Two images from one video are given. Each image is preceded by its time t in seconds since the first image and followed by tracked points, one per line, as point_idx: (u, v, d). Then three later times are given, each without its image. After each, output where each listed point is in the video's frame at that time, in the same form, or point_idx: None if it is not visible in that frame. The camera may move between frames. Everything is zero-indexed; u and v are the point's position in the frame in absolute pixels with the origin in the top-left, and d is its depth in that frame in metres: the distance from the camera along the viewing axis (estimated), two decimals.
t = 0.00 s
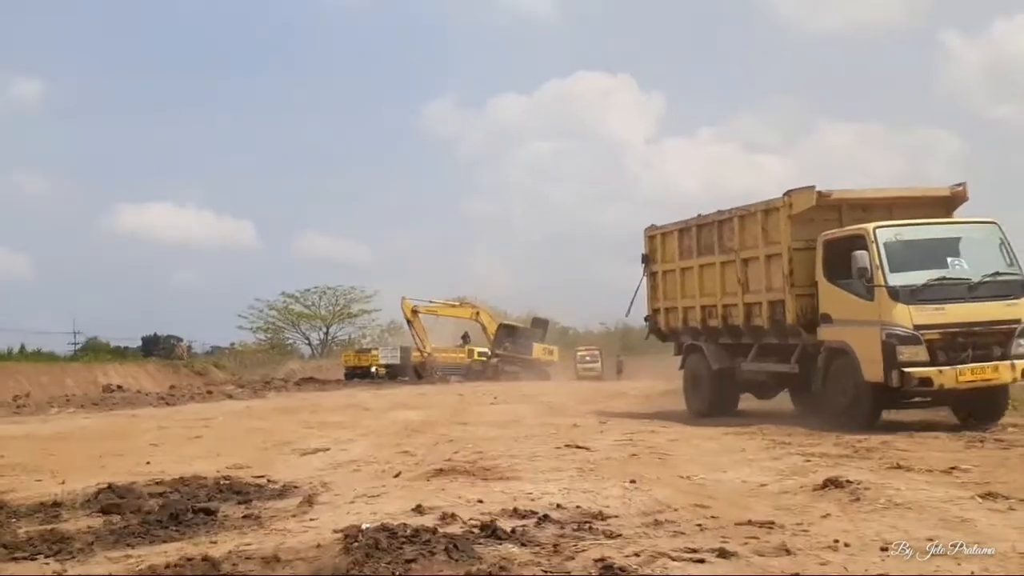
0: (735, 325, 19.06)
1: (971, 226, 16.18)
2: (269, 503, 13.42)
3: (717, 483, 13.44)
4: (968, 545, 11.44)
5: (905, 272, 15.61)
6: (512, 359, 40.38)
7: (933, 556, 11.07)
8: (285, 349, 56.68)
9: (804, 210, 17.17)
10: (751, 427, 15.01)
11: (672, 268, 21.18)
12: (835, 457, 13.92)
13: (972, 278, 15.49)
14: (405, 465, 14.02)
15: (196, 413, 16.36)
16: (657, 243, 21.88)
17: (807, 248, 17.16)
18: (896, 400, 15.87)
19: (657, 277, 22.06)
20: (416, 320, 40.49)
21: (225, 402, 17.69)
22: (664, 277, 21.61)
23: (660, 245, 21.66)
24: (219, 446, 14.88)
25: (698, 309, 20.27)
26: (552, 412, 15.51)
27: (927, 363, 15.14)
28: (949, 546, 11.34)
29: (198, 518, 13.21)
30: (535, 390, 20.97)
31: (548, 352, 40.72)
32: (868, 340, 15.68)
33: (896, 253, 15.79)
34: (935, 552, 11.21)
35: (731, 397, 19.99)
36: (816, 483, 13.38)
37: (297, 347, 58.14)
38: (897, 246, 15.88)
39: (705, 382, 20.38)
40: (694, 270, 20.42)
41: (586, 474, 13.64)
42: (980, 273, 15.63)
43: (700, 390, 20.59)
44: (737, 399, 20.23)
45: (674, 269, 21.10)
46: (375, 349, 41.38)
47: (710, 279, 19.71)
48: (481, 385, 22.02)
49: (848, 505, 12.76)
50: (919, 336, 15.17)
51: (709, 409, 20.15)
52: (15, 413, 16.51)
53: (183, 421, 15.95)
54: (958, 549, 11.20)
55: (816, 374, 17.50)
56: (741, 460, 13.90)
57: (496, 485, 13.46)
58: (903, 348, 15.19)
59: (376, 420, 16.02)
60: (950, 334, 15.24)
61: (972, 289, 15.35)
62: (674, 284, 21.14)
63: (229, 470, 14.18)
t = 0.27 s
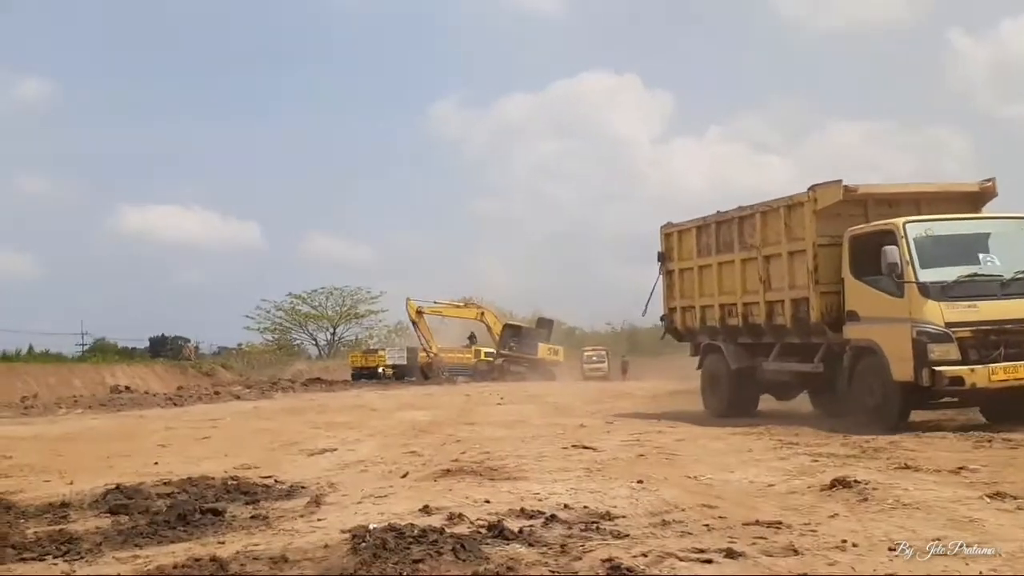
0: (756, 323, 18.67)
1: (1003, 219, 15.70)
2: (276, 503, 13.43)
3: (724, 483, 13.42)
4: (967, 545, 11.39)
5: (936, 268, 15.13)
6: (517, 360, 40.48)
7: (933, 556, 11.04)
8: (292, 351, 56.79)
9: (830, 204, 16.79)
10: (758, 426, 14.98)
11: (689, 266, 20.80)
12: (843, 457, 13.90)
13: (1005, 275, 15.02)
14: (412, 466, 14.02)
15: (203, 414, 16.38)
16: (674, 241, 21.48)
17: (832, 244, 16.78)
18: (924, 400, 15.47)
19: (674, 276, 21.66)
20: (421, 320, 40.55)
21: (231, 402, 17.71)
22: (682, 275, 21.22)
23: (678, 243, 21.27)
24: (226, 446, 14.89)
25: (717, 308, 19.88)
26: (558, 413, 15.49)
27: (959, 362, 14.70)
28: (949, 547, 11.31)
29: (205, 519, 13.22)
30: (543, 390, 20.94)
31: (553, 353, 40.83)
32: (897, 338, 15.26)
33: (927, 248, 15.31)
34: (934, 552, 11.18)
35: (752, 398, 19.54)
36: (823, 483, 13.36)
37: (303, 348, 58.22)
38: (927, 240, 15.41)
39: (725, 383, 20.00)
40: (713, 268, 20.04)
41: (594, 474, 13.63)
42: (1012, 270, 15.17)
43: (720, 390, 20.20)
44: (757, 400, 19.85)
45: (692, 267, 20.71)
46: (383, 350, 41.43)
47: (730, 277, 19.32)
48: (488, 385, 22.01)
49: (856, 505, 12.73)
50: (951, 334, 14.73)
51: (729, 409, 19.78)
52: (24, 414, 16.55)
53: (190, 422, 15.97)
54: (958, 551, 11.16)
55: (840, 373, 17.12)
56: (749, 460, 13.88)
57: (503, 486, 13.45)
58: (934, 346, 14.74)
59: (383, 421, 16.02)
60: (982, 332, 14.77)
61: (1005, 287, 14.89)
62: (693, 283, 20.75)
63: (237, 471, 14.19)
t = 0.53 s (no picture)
0: (781, 316, 18.30)
1: None
2: (287, 499, 13.45)
3: (734, 477, 13.41)
4: (971, 545, 11.18)
5: (971, 260, 14.79)
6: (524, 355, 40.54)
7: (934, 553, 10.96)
8: (302, 346, 56.93)
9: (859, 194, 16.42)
10: (768, 420, 14.95)
11: (711, 257, 20.39)
12: (854, 451, 13.87)
13: None
14: (422, 461, 14.03)
15: (213, 410, 16.41)
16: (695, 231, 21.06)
17: (861, 235, 16.42)
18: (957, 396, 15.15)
19: (694, 267, 21.25)
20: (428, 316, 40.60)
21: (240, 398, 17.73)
22: (703, 267, 20.81)
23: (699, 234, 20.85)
24: (237, 442, 14.91)
25: (740, 300, 19.48)
26: (566, 407, 15.49)
27: (995, 356, 14.38)
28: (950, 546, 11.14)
29: (216, 514, 13.25)
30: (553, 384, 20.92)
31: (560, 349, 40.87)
32: (931, 333, 14.96)
33: (963, 240, 14.96)
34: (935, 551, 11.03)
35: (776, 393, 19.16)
36: (834, 477, 13.34)
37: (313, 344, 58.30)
38: (962, 231, 15.06)
39: (747, 376, 19.64)
40: (736, 259, 19.64)
41: (603, 469, 13.63)
42: None
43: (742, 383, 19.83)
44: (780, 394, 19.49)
45: (714, 258, 20.30)
46: (393, 346, 41.47)
47: (754, 269, 18.93)
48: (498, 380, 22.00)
49: (866, 499, 12.70)
50: (986, 328, 14.41)
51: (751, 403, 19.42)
52: (34, 411, 16.59)
53: (200, 418, 15.99)
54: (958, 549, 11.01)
55: (868, 367, 16.76)
56: (759, 454, 13.86)
57: (513, 481, 13.46)
58: (969, 341, 14.44)
59: (391, 416, 16.03)
60: (1018, 326, 14.43)
61: None
62: (714, 274, 20.35)
63: (247, 467, 14.21)
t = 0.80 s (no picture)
0: (811, 313, 17.32)
1: None
2: (286, 502, 12.98)
3: (749, 480, 12.94)
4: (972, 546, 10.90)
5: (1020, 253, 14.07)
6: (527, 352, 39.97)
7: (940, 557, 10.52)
8: (303, 344, 56.47)
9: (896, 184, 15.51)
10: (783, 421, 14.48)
11: (734, 249, 19.30)
12: (873, 453, 13.40)
13: None
14: (425, 463, 13.57)
15: (210, 410, 15.95)
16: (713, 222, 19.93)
17: (899, 227, 15.52)
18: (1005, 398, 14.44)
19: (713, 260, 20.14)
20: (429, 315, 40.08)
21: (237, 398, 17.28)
22: (724, 260, 19.71)
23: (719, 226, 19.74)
24: (234, 443, 14.46)
25: (765, 296, 18.45)
26: (574, 408, 15.02)
27: None
28: (950, 546, 10.85)
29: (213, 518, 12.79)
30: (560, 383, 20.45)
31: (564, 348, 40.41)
32: (978, 330, 14.23)
33: (1011, 232, 14.24)
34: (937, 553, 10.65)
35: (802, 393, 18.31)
36: (852, 480, 12.86)
37: (314, 342, 57.84)
38: (1010, 223, 14.34)
39: (774, 375, 18.67)
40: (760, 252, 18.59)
41: (613, 471, 13.16)
42: None
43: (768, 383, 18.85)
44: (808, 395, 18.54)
45: (736, 251, 19.22)
46: (394, 343, 41.01)
47: (780, 261, 17.90)
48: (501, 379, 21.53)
49: (887, 503, 12.22)
50: None
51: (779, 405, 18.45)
52: (26, 411, 16.13)
53: (196, 418, 15.54)
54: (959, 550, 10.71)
55: (906, 367, 15.94)
56: (774, 456, 13.39)
57: (520, 483, 12.99)
58: (1017, 339, 13.74)
59: (393, 416, 15.58)
60: None
61: None
62: (736, 268, 19.27)
63: (246, 468, 13.76)
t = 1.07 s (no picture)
0: (841, 312, 16.21)
1: None
2: (281, 510, 12.44)
3: (764, 488, 12.39)
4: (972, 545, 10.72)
5: None
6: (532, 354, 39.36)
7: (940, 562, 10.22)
8: (301, 344, 55.92)
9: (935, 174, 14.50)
10: (798, 427, 13.94)
11: (758, 244, 18.06)
12: (893, 460, 12.85)
13: None
14: (426, 470, 13.03)
15: (203, 415, 15.43)
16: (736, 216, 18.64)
17: (938, 220, 14.51)
18: None
19: (735, 256, 18.83)
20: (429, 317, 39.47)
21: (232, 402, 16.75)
22: (746, 256, 18.44)
23: (744, 220, 18.48)
24: (228, 449, 13.92)
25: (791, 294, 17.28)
26: (581, 413, 14.49)
27: None
28: (948, 546, 10.67)
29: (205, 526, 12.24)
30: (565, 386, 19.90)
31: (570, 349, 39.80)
32: None
33: None
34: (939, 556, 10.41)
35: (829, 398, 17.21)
36: (872, 488, 12.31)
37: (313, 344, 57.30)
38: None
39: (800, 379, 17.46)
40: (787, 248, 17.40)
41: (622, 479, 12.62)
42: None
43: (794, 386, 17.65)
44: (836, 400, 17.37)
45: (761, 246, 18.00)
46: (395, 346, 40.46)
47: (807, 258, 16.84)
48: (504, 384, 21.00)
49: (909, 512, 11.67)
50: None
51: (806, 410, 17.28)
52: (13, 415, 15.61)
53: (189, 423, 15.01)
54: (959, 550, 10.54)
55: (947, 368, 14.92)
56: (790, 463, 12.84)
57: (525, 491, 12.45)
58: None
59: (394, 421, 15.04)
60: None
61: None
62: (761, 265, 18.04)
63: (240, 475, 13.22)
